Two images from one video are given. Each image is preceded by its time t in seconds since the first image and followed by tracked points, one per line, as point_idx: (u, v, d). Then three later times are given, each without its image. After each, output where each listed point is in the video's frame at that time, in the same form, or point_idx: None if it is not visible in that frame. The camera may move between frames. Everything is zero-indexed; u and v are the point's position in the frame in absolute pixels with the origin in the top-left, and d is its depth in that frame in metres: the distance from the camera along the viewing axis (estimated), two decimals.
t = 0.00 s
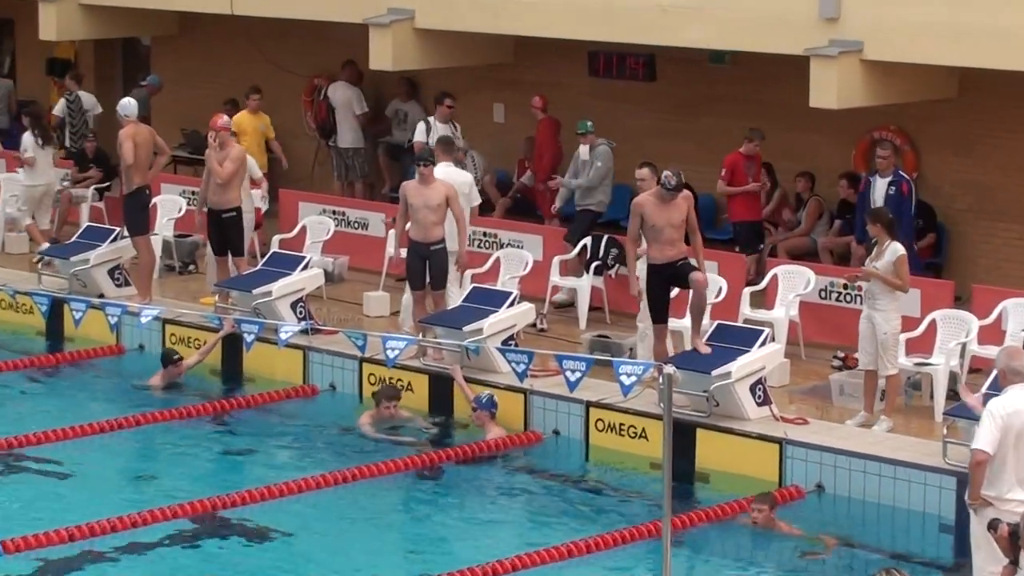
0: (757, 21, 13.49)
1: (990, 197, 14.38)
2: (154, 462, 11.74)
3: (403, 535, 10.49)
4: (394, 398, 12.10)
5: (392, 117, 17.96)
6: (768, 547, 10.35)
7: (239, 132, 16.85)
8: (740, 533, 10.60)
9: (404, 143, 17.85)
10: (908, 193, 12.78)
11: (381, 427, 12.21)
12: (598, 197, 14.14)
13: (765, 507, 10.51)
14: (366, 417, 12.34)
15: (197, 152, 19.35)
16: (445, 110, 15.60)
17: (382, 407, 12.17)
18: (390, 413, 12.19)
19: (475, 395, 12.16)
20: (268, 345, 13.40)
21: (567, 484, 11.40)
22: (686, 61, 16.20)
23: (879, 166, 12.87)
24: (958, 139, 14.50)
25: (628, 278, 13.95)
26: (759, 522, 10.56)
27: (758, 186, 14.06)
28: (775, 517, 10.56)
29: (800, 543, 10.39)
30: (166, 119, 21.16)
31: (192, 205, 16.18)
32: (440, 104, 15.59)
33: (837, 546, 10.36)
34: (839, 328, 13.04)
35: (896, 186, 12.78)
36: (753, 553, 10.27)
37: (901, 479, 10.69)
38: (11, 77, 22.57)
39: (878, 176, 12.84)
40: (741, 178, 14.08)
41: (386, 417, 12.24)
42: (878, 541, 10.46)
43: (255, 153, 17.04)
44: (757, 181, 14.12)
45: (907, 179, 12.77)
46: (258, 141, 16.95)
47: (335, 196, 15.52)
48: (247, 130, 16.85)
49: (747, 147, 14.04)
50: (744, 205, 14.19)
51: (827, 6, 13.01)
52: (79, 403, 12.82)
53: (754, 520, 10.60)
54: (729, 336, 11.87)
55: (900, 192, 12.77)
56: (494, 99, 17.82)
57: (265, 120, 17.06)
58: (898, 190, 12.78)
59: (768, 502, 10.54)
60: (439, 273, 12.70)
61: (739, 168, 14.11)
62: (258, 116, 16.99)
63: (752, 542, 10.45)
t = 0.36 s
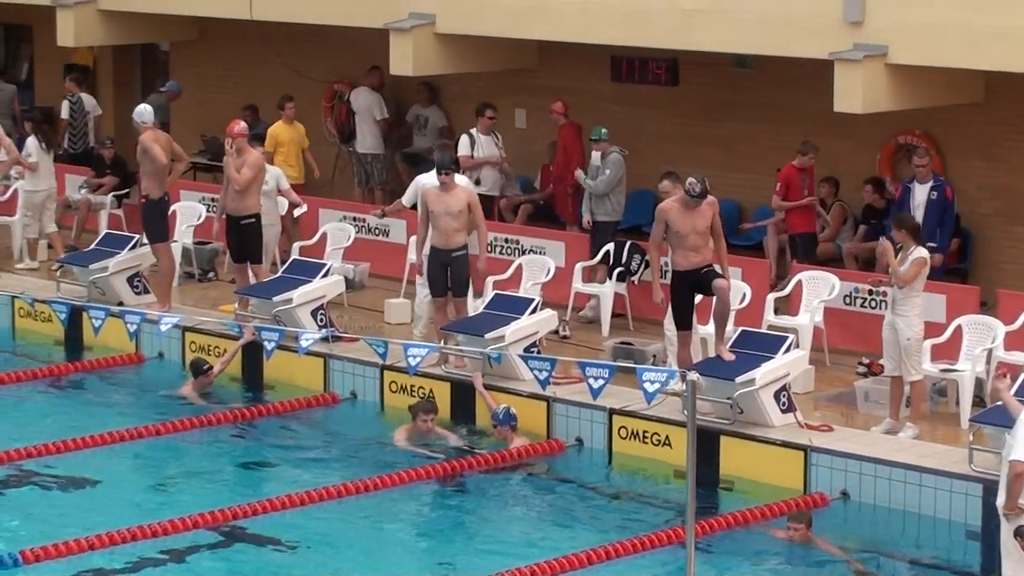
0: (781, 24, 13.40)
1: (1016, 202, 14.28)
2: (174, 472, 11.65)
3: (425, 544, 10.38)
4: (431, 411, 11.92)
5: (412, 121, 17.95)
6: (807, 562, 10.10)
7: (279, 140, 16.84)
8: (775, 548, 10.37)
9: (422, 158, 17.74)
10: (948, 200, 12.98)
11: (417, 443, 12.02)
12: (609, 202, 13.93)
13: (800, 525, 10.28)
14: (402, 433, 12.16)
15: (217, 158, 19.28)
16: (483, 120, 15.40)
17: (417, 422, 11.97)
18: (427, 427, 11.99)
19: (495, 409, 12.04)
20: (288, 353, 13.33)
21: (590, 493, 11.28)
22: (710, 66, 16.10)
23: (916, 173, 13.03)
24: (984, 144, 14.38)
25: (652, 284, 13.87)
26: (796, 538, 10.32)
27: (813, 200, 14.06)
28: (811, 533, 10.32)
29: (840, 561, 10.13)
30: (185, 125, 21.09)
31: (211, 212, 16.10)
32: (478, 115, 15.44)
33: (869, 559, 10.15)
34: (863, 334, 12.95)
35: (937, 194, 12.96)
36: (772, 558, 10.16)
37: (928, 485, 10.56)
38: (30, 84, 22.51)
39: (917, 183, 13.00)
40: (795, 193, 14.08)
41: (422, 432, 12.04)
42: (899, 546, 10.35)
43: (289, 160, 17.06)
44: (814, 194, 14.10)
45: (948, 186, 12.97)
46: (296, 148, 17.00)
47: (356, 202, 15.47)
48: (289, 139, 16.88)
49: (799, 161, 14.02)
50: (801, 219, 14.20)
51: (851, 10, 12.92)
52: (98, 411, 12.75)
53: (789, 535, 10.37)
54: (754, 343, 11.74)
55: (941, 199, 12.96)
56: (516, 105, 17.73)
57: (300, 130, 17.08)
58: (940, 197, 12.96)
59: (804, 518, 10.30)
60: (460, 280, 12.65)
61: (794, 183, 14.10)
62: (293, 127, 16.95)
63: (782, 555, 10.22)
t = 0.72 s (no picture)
0: (797, 24, 13.39)
1: None
2: (193, 474, 11.66)
3: (445, 545, 10.38)
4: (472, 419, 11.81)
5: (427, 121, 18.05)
6: (833, 564, 10.02)
7: (316, 142, 16.67)
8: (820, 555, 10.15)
9: (433, 162, 17.66)
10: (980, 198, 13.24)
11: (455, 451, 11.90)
12: (622, 206, 13.88)
13: (842, 531, 10.05)
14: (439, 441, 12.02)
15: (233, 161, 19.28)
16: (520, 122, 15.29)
17: (457, 431, 11.88)
18: (467, 438, 11.89)
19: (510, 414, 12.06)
20: (307, 354, 13.34)
21: (609, 493, 11.28)
22: (726, 66, 16.10)
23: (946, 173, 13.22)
24: (1001, 142, 14.36)
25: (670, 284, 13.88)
26: (839, 542, 10.11)
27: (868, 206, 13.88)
28: (855, 539, 10.08)
29: (883, 571, 9.89)
30: (201, 127, 21.11)
31: (229, 215, 16.10)
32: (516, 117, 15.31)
33: (892, 559, 10.09)
34: (882, 333, 12.94)
35: (969, 194, 13.21)
36: (791, 558, 10.14)
37: (947, 483, 10.55)
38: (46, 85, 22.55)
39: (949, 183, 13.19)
40: (850, 198, 13.91)
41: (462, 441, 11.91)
42: (918, 544, 10.33)
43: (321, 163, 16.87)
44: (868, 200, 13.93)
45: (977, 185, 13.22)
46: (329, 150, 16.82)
47: (374, 204, 15.52)
48: (325, 141, 16.71)
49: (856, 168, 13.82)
50: (851, 223, 14.07)
51: (868, 8, 12.91)
52: (117, 415, 12.76)
53: (833, 539, 10.15)
54: (772, 343, 11.73)
55: (973, 198, 13.21)
56: (533, 106, 17.73)
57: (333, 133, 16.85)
58: (971, 197, 13.21)
59: (847, 524, 10.07)
60: (478, 282, 12.67)
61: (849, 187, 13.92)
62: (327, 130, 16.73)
63: (803, 555, 10.20)
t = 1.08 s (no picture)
0: (815, 28, 13.39)
1: None
2: (211, 477, 11.67)
3: (462, 549, 10.38)
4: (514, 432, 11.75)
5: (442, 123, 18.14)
6: (850, 568, 10.01)
7: (353, 147, 16.68)
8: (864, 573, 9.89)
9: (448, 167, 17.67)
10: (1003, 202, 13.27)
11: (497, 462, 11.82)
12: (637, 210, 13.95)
13: (883, 547, 9.84)
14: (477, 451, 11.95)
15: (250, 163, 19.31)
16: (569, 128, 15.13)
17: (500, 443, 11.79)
18: (508, 450, 11.80)
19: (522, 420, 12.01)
20: (324, 357, 13.36)
21: (625, 497, 11.27)
22: (743, 68, 16.10)
23: (968, 184, 13.18)
24: (1019, 146, 14.35)
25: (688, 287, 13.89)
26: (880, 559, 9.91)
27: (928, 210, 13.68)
28: (896, 555, 9.88)
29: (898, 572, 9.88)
30: (218, 128, 21.13)
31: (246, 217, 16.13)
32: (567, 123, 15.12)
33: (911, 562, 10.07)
34: (899, 336, 12.94)
35: (994, 200, 13.23)
36: (808, 562, 10.14)
37: (964, 487, 10.55)
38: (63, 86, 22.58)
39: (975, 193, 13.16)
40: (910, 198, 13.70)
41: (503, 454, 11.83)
42: (934, 547, 10.32)
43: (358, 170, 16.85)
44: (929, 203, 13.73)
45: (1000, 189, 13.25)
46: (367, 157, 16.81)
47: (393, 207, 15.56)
48: (363, 146, 16.71)
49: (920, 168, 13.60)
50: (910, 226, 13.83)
51: (886, 12, 12.91)
52: (134, 417, 12.79)
53: (873, 555, 9.96)
54: (790, 346, 11.73)
55: (999, 203, 13.24)
56: (550, 109, 17.72)
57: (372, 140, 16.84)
58: (998, 202, 13.24)
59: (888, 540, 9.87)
60: (495, 285, 12.68)
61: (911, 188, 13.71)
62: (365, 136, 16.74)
63: (820, 559, 10.20)
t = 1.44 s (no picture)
0: (825, 20, 13.39)
1: None
2: (218, 466, 11.67)
3: (469, 540, 10.37)
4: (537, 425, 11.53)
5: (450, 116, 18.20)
6: (858, 560, 10.00)
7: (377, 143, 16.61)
8: (892, 570, 9.75)
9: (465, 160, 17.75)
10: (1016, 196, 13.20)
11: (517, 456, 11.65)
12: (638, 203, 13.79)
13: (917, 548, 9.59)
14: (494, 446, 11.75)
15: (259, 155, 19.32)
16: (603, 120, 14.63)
17: (522, 436, 11.59)
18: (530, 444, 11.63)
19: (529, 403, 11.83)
20: (332, 348, 13.38)
21: (633, 488, 11.27)
22: (753, 61, 16.10)
23: (982, 181, 13.05)
24: None
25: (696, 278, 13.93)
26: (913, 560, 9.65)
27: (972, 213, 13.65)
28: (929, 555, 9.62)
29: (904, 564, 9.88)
30: (227, 119, 21.14)
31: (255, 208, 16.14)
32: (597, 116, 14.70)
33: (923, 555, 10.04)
34: (907, 329, 12.94)
35: (1008, 194, 13.15)
36: (815, 554, 10.13)
37: (972, 480, 10.54)
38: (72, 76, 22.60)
39: (991, 189, 13.05)
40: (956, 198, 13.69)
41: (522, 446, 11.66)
42: (941, 538, 10.31)
43: (382, 165, 16.80)
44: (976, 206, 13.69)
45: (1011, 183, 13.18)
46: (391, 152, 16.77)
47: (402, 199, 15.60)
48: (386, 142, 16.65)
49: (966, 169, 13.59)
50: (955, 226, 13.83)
51: (897, 5, 12.91)
52: (142, 406, 12.80)
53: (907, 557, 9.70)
54: (798, 338, 11.74)
55: (1013, 197, 13.17)
56: (560, 101, 17.72)
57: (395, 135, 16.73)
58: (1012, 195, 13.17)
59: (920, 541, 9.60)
60: (504, 276, 12.70)
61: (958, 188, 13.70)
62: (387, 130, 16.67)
63: (826, 551, 10.19)
